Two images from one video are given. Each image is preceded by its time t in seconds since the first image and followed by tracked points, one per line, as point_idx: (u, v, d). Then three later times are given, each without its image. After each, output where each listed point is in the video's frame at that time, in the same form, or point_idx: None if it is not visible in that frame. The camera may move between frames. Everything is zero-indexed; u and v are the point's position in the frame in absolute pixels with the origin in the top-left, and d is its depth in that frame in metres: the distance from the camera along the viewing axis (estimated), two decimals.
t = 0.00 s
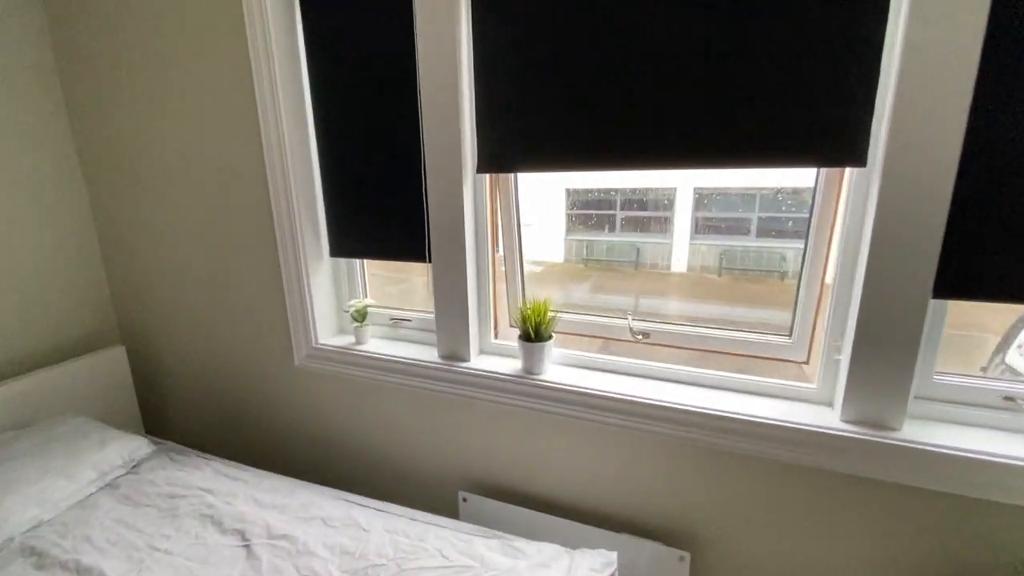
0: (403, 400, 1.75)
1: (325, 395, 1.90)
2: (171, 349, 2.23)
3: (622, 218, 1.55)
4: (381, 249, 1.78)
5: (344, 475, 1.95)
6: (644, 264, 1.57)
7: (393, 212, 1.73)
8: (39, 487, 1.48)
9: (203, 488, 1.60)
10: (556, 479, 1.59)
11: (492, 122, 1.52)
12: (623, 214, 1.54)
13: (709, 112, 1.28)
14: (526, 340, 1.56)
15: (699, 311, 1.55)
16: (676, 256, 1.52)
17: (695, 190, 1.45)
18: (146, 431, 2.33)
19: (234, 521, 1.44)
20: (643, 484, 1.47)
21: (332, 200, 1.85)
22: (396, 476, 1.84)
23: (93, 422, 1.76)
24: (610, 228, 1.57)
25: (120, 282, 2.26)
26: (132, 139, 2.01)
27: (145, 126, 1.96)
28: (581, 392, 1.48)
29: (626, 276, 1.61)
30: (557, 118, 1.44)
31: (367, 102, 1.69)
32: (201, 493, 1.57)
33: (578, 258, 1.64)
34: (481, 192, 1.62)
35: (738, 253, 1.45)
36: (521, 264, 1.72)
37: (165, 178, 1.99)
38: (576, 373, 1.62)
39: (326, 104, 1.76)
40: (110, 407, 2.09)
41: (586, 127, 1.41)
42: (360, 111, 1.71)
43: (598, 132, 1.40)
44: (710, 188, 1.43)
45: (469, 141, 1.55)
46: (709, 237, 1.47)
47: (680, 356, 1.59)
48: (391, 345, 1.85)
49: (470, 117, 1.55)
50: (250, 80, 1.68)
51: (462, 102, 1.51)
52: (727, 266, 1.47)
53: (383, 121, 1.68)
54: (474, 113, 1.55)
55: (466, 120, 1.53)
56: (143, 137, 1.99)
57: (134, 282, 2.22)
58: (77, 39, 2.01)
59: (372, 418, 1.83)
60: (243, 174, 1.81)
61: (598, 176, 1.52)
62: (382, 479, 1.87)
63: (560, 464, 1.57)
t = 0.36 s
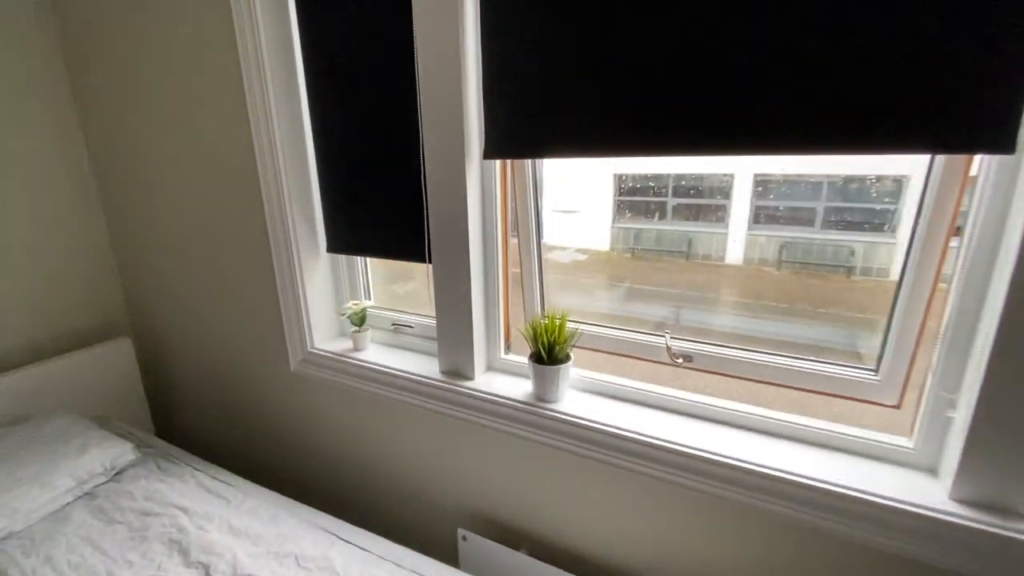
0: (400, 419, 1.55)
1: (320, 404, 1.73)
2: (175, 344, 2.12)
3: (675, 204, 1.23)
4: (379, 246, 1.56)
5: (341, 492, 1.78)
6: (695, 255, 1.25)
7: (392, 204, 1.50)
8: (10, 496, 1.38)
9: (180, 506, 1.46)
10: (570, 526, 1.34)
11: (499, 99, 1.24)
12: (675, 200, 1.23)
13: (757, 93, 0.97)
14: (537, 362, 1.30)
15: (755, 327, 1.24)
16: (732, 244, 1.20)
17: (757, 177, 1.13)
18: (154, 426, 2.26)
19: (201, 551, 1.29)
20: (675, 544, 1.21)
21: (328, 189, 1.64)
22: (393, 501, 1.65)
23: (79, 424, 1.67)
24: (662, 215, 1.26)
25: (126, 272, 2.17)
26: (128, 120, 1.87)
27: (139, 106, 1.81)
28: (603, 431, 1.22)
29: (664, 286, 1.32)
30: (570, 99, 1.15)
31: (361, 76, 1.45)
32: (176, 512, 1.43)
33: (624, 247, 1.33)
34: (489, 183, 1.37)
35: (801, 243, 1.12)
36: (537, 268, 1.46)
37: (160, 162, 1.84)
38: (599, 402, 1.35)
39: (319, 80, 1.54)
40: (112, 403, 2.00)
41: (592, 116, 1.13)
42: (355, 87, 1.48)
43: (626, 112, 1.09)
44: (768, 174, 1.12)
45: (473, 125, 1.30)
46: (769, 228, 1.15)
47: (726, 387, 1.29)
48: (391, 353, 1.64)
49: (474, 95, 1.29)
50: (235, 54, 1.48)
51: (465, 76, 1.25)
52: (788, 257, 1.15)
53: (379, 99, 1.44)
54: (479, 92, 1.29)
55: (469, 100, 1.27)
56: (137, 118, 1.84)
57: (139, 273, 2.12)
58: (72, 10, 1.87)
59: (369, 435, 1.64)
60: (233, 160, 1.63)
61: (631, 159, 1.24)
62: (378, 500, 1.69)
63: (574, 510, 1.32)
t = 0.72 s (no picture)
0: (420, 428, 1.39)
1: (340, 405, 1.60)
2: (209, 329, 2.08)
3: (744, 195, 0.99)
4: (402, 234, 1.40)
5: (362, 498, 1.65)
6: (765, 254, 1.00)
7: (415, 188, 1.33)
8: (28, 483, 1.35)
9: (190, 505, 1.38)
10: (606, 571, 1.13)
11: (536, 57, 1.02)
12: (742, 191, 0.99)
13: (869, 40, 0.70)
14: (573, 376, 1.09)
15: (829, 341, 0.97)
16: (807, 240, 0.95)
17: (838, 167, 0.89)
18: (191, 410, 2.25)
19: (201, 561, 1.19)
20: None
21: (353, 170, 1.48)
22: (413, 514, 1.51)
23: (106, 410, 1.64)
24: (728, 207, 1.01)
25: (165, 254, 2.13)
26: (160, 96, 1.79)
27: (169, 81, 1.72)
28: (648, 469, 0.99)
29: (734, 290, 1.06)
30: (613, 61, 0.91)
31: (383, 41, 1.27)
32: (185, 512, 1.35)
33: (686, 241, 1.08)
34: (523, 163, 1.16)
35: (885, 242, 0.87)
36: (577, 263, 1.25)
37: (190, 141, 1.76)
38: (645, 428, 1.12)
39: (339, 48, 1.37)
40: (146, 386, 1.98)
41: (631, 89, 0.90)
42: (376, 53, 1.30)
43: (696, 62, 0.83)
44: (850, 161, 0.87)
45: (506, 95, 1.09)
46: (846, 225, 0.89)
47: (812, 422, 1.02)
48: (414, 354, 1.49)
49: (508, 59, 1.08)
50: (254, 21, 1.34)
51: (498, 33, 1.03)
52: (870, 255, 0.89)
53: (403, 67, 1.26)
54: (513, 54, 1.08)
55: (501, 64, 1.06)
56: (168, 94, 1.76)
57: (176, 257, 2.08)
58: None
59: (389, 441, 1.50)
60: (255, 138, 1.51)
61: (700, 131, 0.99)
62: (397, 512, 1.55)
63: (611, 554, 1.11)
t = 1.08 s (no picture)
0: (469, 466, 1.24)
1: (393, 426, 1.50)
2: (280, 331, 2.10)
3: (859, 197, 0.73)
4: (456, 248, 1.25)
5: (415, 528, 1.54)
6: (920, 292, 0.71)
7: (472, 199, 1.17)
8: (96, 482, 1.38)
9: (237, 521, 1.34)
10: None
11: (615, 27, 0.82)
12: (858, 190, 0.73)
13: None
14: (647, 442, 0.87)
15: (959, 393, 0.71)
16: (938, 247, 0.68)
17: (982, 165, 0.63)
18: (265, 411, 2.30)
19: None
20: None
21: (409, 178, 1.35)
22: (463, 558, 1.36)
23: (177, 411, 1.68)
24: (841, 210, 0.76)
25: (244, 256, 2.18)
26: (237, 102, 1.81)
27: (244, 86, 1.72)
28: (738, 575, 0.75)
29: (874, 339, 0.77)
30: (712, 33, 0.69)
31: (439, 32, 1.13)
32: (231, 529, 1.30)
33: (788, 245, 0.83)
34: (591, 172, 0.96)
35: None
36: (656, 296, 1.03)
37: (263, 145, 1.75)
38: (739, 513, 0.87)
39: (398, 45, 1.25)
40: (220, 384, 2.05)
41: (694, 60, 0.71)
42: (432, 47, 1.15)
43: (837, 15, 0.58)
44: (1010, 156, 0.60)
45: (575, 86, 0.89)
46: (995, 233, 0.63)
47: (996, 540, 0.71)
48: (467, 382, 1.34)
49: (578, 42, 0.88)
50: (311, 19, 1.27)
51: (566, 7, 0.84)
52: None
53: (459, 60, 1.10)
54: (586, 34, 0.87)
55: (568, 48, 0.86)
56: (244, 99, 1.76)
57: (254, 261, 2.12)
58: None
59: (439, 476, 1.36)
60: (315, 143, 1.44)
61: (837, 126, 0.72)
62: (447, 551, 1.42)
63: None
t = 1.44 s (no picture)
0: (558, 510, 1.13)
1: (486, 449, 1.44)
2: (392, 335, 2.18)
3: None
4: (554, 269, 1.15)
5: (504, 557, 1.47)
6: None
7: (575, 217, 1.06)
8: (222, 464, 1.53)
9: (330, 522, 1.38)
10: None
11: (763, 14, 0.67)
12: None
13: None
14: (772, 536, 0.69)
15: None
16: None
17: None
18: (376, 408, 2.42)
19: None
20: None
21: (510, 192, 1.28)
22: None
23: (297, 404, 1.82)
24: None
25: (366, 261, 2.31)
26: (363, 116, 1.89)
27: (368, 100, 1.79)
28: None
29: None
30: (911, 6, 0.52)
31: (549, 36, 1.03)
32: (325, 531, 1.35)
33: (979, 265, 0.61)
34: (715, 194, 0.82)
35: None
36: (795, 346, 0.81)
37: (382, 157, 1.81)
38: None
39: (507, 52, 1.18)
40: (336, 379, 2.21)
41: (838, 38, 0.58)
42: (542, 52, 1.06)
43: None
44: None
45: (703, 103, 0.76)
46: None
47: None
48: (561, 416, 1.22)
49: (706, 37, 0.74)
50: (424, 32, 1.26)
51: None
52: None
53: (568, 64, 1.00)
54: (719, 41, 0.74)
55: (697, 59, 0.73)
56: (368, 113, 1.84)
57: (374, 266, 2.22)
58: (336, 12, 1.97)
59: (528, 511, 1.28)
60: (424, 155, 1.44)
61: None
62: None
63: None
